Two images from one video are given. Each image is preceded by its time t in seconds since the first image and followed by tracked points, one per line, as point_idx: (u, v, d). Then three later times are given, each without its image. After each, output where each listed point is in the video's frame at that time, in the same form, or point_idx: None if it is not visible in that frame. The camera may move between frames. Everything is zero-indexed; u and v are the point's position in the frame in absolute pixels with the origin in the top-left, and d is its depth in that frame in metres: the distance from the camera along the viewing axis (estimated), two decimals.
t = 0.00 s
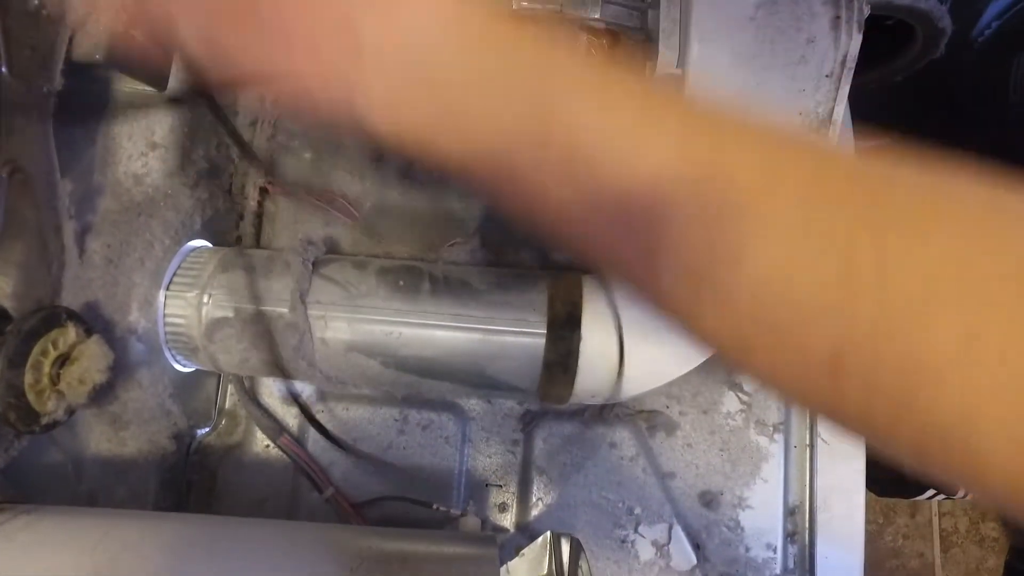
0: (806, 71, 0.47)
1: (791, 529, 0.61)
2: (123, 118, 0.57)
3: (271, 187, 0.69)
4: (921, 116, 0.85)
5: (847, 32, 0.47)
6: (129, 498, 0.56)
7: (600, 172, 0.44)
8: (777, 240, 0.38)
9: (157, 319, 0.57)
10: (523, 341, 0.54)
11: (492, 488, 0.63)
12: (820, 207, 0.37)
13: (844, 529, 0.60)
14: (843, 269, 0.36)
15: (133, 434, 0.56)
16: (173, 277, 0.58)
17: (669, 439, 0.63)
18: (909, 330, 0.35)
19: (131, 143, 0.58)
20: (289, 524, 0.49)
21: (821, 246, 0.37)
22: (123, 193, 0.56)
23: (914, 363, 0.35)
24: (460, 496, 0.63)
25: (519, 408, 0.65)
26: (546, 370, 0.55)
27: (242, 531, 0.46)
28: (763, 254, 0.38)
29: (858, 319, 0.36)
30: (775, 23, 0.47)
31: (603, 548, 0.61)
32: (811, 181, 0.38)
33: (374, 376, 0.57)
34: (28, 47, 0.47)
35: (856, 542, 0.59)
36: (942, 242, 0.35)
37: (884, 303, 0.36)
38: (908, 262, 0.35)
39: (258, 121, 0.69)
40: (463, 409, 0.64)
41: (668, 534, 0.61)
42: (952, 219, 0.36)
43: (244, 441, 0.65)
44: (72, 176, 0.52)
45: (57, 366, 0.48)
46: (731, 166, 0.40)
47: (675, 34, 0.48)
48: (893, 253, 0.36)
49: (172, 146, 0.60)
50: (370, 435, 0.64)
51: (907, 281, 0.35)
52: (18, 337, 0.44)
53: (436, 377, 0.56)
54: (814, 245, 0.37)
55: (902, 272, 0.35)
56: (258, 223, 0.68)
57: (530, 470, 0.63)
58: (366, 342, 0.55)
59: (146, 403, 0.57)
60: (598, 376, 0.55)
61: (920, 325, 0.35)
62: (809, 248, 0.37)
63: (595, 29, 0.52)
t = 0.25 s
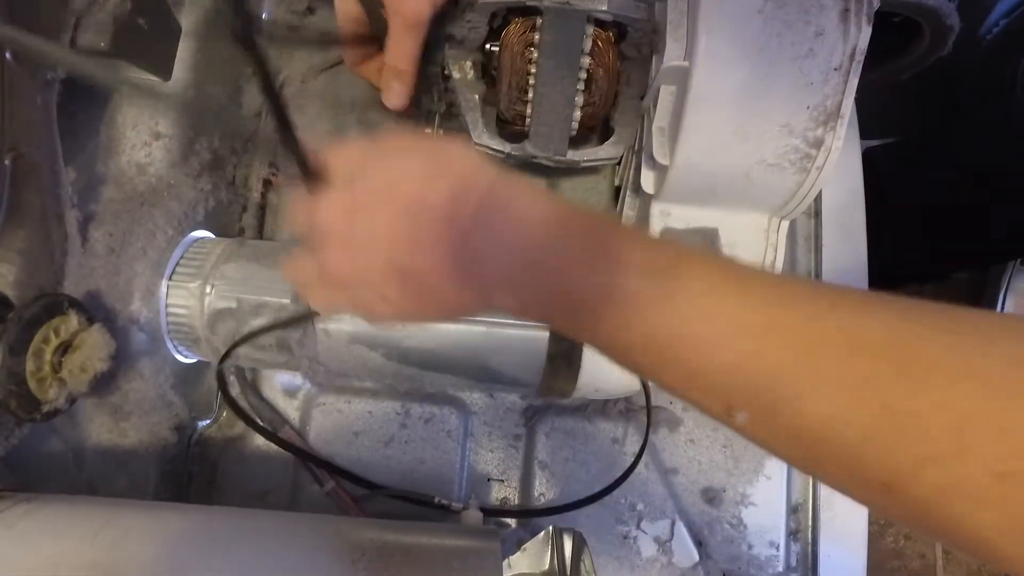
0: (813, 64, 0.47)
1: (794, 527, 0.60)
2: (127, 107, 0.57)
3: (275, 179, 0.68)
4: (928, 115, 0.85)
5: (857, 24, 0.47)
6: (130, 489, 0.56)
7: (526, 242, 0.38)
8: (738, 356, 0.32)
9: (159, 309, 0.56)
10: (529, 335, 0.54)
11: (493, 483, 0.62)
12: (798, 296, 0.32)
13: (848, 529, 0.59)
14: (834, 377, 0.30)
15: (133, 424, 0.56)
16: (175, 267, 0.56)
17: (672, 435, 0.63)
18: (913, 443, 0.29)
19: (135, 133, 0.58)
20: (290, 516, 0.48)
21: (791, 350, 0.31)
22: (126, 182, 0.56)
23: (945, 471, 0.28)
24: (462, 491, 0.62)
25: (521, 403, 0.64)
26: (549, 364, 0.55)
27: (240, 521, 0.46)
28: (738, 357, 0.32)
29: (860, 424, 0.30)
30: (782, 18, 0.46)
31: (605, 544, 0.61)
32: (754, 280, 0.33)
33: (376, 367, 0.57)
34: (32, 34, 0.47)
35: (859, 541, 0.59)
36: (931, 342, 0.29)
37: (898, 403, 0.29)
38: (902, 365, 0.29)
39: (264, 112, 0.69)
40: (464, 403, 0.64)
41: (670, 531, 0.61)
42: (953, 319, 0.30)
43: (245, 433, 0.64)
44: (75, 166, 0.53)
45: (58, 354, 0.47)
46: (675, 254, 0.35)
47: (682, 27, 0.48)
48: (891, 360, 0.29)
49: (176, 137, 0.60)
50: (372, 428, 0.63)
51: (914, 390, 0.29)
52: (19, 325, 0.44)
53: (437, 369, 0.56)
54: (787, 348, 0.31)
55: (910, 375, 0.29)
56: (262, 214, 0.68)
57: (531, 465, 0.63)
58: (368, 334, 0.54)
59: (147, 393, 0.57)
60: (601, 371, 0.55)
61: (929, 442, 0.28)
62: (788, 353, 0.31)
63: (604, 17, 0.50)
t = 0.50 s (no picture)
0: (820, 61, 0.46)
1: (795, 527, 0.60)
2: (131, 98, 0.57)
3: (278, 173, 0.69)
4: (934, 115, 0.84)
5: (866, 20, 0.46)
6: (129, 481, 0.56)
7: (488, 208, 0.39)
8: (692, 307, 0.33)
9: (161, 301, 0.56)
10: (530, 330, 0.54)
11: (494, 480, 0.62)
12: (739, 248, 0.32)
13: (849, 528, 0.59)
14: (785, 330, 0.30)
15: (134, 416, 0.56)
16: (178, 260, 0.57)
17: (674, 434, 0.63)
18: (874, 393, 0.28)
19: (139, 124, 0.58)
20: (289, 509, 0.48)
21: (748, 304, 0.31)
22: (130, 174, 0.56)
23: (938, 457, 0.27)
24: (462, 487, 0.62)
25: (522, 400, 0.64)
26: (551, 361, 0.54)
27: (242, 514, 0.45)
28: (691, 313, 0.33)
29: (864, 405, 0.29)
30: (789, 13, 0.46)
31: (606, 542, 0.61)
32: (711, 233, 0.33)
33: (377, 362, 0.56)
34: (38, 24, 0.47)
35: (860, 542, 0.59)
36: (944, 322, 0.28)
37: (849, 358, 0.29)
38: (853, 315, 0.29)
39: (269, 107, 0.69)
40: (466, 399, 0.64)
41: (671, 529, 0.61)
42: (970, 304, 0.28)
43: (245, 429, 0.64)
44: (78, 156, 0.53)
45: (61, 345, 0.47)
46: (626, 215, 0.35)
47: (688, 23, 0.48)
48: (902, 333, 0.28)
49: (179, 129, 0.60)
50: (372, 424, 0.63)
51: (875, 334, 0.28)
52: (21, 315, 0.44)
53: (439, 365, 0.56)
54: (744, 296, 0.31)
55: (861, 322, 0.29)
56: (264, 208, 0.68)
57: (533, 462, 0.63)
58: (370, 329, 0.54)
59: (149, 386, 0.57)
60: (602, 368, 0.55)
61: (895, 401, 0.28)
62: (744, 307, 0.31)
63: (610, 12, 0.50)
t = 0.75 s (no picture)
0: (821, 63, 0.46)
1: (792, 530, 0.60)
2: (132, 96, 0.57)
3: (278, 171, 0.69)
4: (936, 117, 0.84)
5: (866, 22, 0.46)
6: (126, 478, 0.56)
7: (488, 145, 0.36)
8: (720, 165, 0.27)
9: (160, 299, 0.56)
10: (530, 331, 0.54)
11: (491, 480, 0.62)
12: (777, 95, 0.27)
13: (847, 533, 0.58)
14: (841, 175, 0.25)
15: (132, 414, 0.56)
16: (177, 258, 0.56)
17: (671, 435, 0.63)
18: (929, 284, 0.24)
19: (139, 122, 0.57)
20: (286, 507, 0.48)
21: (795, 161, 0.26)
22: (130, 172, 0.56)
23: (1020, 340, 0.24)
24: (459, 486, 0.62)
25: (521, 400, 0.64)
26: (549, 362, 0.54)
27: (238, 512, 0.45)
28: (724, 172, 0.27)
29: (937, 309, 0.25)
30: (791, 15, 0.46)
31: (603, 543, 0.61)
32: (746, 80, 0.28)
33: (376, 362, 0.56)
34: (38, 21, 0.47)
35: (858, 545, 0.58)
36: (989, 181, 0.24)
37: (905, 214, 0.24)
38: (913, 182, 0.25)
39: (268, 106, 0.69)
40: (465, 400, 0.64)
41: (667, 530, 0.61)
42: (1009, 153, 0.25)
43: (244, 426, 0.65)
44: (79, 153, 0.53)
45: (59, 341, 0.47)
46: (655, 62, 0.29)
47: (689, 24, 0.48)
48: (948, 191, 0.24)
49: (179, 126, 0.60)
50: (370, 423, 0.63)
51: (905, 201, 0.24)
52: (20, 310, 0.44)
53: (439, 366, 0.55)
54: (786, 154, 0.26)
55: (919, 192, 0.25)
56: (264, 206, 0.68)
57: (530, 462, 0.63)
58: (369, 328, 0.54)
59: (147, 383, 0.57)
60: (602, 370, 0.55)
61: (970, 266, 0.24)
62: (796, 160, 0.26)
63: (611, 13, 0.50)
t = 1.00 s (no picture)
0: (821, 64, 0.46)
1: (790, 534, 0.60)
2: (129, 93, 0.58)
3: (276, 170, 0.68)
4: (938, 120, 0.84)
5: (866, 23, 0.46)
6: (121, 478, 0.56)
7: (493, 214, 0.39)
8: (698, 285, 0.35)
9: (156, 298, 0.56)
10: (526, 333, 0.54)
11: (488, 482, 0.62)
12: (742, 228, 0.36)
13: (843, 536, 0.59)
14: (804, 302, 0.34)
15: (128, 414, 0.56)
16: (173, 257, 0.56)
17: (670, 438, 0.62)
18: (895, 375, 0.32)
19: (137, 120, 0.58)
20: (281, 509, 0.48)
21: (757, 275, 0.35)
22: (127, 170, 0.57)
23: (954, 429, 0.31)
24: (456, 488, 0.62)
25: (519, 402, 0.64)
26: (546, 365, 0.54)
27: (240, 512, 0.45)
28: (705, 287, 0.35)
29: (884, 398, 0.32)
30: (792, 16, 0.46)
31: (600, 546, 0.61)
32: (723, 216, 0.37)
33: (372, 363, 0.56)
34: (35, 18, 0.47)
35: (855, 548, 0.58)
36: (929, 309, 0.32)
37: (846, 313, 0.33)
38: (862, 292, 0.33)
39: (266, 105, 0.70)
40: (462, 401, 0.63)
41: (665, 534, 0.61)
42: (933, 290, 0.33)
43: (240, 426, 0.64)
44: (75, 151, 0.52)
45: (54, 341, 0.47)
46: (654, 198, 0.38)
47: (689, 23, 0.47)
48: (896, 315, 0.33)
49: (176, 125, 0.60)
50: (367, 424, 0.63)
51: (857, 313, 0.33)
52: (14, 309, 0.43)
53: (434, 366, 0.56)
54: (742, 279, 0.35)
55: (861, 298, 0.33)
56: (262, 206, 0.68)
57: (528, 465, 0.62)
58: (365, 329, 0.54)
59: (143, 383, 0.57)
60: (600, 371, 0.54)
61: (907, 351, 0.32)
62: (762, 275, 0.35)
63: (610, 12, 0.49)
